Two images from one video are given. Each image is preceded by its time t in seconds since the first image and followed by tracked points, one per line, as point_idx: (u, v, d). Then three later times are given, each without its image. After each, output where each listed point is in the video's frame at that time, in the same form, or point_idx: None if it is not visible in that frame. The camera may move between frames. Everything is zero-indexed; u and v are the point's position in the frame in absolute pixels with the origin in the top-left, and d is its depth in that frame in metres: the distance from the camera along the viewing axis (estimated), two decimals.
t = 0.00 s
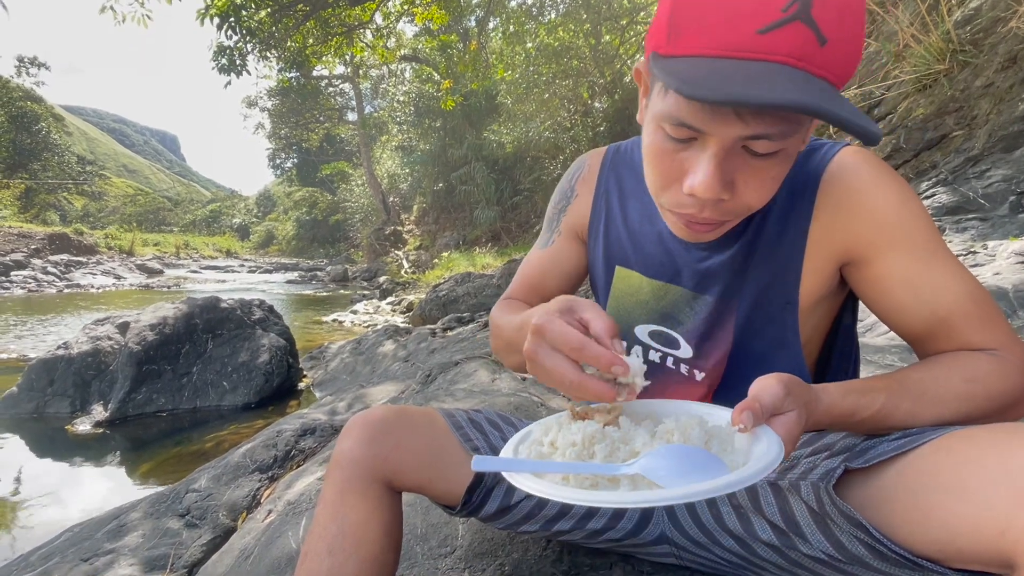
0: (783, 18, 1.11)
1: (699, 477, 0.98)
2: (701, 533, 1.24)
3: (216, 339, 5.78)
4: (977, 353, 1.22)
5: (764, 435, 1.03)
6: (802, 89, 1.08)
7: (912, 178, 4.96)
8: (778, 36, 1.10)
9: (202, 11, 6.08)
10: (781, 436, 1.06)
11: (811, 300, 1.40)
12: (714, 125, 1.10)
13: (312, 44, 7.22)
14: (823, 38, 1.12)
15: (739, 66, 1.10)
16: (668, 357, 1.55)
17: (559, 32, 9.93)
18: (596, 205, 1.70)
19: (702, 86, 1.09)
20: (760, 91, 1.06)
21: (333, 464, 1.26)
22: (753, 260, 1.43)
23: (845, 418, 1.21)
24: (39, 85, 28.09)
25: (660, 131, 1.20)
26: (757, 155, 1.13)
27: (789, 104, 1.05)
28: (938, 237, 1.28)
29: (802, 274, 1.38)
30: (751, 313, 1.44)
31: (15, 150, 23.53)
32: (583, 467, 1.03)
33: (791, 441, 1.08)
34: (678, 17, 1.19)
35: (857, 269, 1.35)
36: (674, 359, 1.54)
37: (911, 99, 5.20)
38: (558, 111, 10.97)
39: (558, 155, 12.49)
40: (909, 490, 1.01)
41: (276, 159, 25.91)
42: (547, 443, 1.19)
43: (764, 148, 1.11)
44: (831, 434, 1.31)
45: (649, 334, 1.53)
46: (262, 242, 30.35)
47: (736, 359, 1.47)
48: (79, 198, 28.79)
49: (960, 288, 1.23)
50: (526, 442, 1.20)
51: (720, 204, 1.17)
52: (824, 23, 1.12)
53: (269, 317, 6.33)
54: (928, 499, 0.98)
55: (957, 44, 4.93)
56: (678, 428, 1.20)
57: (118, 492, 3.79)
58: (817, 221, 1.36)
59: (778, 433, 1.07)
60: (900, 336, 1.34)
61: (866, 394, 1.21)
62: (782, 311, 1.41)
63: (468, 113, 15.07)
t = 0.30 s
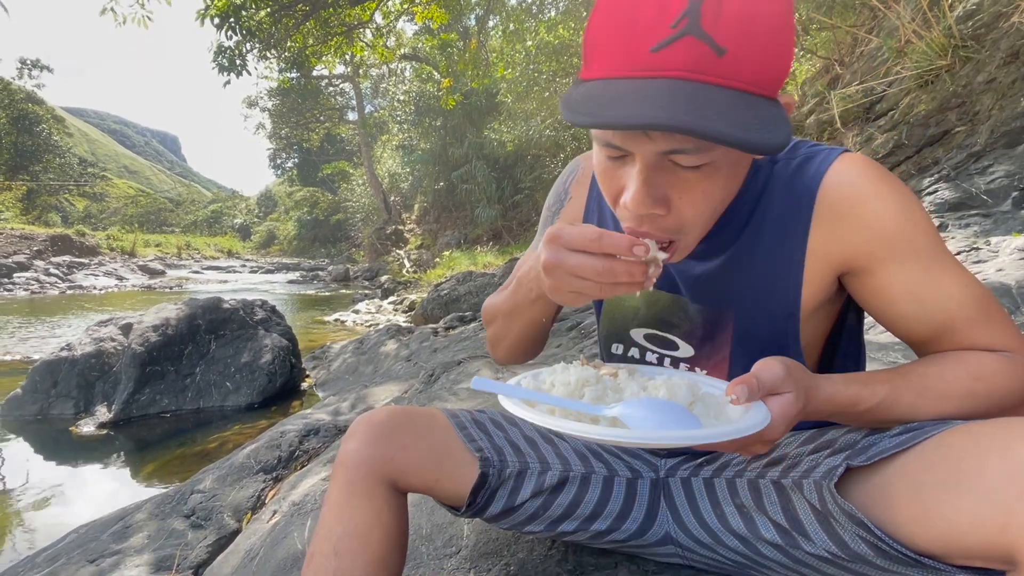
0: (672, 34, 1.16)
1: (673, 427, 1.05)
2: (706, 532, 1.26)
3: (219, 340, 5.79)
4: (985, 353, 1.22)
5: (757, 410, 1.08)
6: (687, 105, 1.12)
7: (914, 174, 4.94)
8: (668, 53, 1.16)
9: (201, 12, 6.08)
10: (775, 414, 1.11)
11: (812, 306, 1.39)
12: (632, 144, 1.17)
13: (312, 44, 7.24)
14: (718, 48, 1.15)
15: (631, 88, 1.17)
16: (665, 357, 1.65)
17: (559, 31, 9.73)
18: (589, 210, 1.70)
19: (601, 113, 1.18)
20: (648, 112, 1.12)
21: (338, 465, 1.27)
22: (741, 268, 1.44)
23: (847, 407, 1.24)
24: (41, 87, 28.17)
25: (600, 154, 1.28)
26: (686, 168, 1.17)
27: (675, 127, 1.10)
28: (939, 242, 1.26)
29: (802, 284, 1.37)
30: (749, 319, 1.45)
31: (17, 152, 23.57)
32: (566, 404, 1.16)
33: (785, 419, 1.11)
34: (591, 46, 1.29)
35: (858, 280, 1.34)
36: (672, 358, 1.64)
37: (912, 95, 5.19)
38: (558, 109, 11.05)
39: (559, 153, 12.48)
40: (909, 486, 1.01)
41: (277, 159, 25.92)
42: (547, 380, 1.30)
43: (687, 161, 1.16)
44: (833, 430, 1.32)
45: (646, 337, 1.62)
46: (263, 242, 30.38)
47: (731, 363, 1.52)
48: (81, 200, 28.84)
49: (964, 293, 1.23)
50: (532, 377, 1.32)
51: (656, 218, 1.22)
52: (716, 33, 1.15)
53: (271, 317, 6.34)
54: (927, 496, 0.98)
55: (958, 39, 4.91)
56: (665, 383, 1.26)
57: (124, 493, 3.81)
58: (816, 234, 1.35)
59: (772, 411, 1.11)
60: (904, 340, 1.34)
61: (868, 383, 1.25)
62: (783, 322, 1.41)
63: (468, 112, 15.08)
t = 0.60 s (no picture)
0: (642, 47, 1.16)
1: (662, 421, 1.06)
2: (707, 528, 1.26)
3: (221, 340, 5.80)
4: (984, 343, 1.22)
5: (750, 404, 1.08)
6: (651, 123, 1.11)
7: (915, 169, 4.94)
8: (639, 67, 1.16)
9: (200, 12, 6.07)
10: (767, 408, 1.10)
11: (807, 302, 1.39)
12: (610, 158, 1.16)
13: (311, 43, 7.23)
14: (689, 59, 1.14)
15: (603, 102, 1.18)
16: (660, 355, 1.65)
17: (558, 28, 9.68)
18: (578, 210, 1.71)
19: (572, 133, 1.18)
20: (617, 133, 1.12)
21: (340, 462, 1.27)
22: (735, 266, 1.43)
23: (843, 397, 1.24)
24: (42, 89, 28.18)
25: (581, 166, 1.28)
26: (664, 177, 1.16)
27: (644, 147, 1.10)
28: (936, 233, 1.26)
29: (798, 279, 1.37)
30: (746, 316, 1.46)
31: (18, 154, 23.60)
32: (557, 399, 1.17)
33: (777, 412, 1.11)
34: (565, 60, 1.29)
35: (856, 274, 1.34)
36: (667, 356, 1.64)
37: (913, 90, 5.18)
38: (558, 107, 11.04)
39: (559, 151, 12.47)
40: (907, 477, 1.01)
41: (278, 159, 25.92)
42: (540, 375, 1.32)
43: (667, 173, 1.15)
44: (831, 424, 1.32)
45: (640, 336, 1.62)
46: (264, 242, 30.39)
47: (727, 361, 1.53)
48: (82, 201, 28.87)
49: (962, 284, 1.23)
50: (526, 371, 1.34)
51: (639, 230, 1.21)
52: (686, 45, 1.14)
53: (273, 317, 6.34)
54: (924, 487, 0.98)
55: (958, 33, 4.90)
56: (657, 378, 1.27)
57: (127, 493, 3.81)
58: (812, 229, 1.34)
59: (764, 405, 1.11)
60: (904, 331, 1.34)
61: (865, 374, 1.26)
62: (779, 319, 1.41)
63: (469, 111, 15.08)
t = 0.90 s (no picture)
0: (702, 62, 1.12)
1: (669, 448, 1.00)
2: (707, 526, 1.25)
3: (222, 341, 5.81)
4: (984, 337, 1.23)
5: (751, 416, 1.05)
6: (725, 149, 1.08)
7: (915, 166, 4.93)
8: (699, 82, 1.12)
9: (199, 13, 6.05)
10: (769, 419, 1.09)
11: (807, 295, 1.41)
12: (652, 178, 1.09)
13: (311, 44, 7.23)
14: (749, 75, 1.12)
15: (663, 122, 1.13)
16: (659, 353, 1.62)
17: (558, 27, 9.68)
18: (578, 202, 1.70)
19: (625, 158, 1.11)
20: (683, 159, 1.07)
21: (339, 462, 1.27)
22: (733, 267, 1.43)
23: (842, 400, 1.24)
24: (41, 91, 28.17)
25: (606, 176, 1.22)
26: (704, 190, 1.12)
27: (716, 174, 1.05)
28: (934, 225, 1.28)
29: (798, 273, 1.39)
30: (745, 310, 1.47)
31: (18, 157, 23.60)
32: (558, 420, 1.08)
33: (780, 422, 1.11)
34: (604, 67, 1.23)
35: (853, 264, 1.36)
36: (666, 354, 1.62)
37: (913, 87, 5.17)
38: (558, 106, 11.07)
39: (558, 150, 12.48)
40: (908, 474, 1.01)
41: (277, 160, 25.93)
42: (539, 394, 1.24)
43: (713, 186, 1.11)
44: (831, 420, 1.32)
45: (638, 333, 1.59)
46: (265, 243, 30.41)
47: (727, 354, 1.53)
48: (82, 203, 28.90)
49: (962, 275, 1.24)
50: (523, 390, 1.25)
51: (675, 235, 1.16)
52: (745, 60, 1.12)
53: (274, 317, 6.35)
54: (925, 483, 0.98)
55: (958, 29, 4.89)
56: (659, 396, 1.19)
57: (128, 494, 3.81)
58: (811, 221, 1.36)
59: (765, 416, 1.10)
60: (902, 324, 1.36)
61: (865, 375, 1.25)
62: (777, 312, 1.43)
63: (468, 110, 15.09)
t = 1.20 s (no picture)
0: (747, 47, 1.09)
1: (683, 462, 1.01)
2: (711, 526, 1.25)
3: (223, 343, 5.81)
4: (984, 338, 1.23)
5: (764, 422, 1.06)
6: (763, 130, 1.07)
7: (915, 164, 4.93)
8: (743, 67, 1.10)
9: (199, 16, 6.04)
10: (781, 425, 1.09)
11: (814, 289, 1.43)
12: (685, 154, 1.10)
13: (310, 45, 7.23)
14: (791, 63, 1.10)
15: (703, 103, 1.11)
16: (666, 345, 1.64)
17: (556, 27, 9.74)
18: (589, 195, 1.72)
19: (663, 132, 1.10)
20: (721, 137, 1.06)
21: (342, 464, 1.27)
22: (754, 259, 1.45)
23: (850, 402, 1.24)
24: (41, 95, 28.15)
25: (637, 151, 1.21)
26: (730, 175, 1.13)
27: (753, 154, 1.05)
28: (939, 223, 1.30)
29: (806, 266, 1.41)
30: (753, 304, 1.49)
31: (18, 160, 23.60)
32: (572, 430, 1.08)
33: (790, 427, 1.10)
34: (644, 44, 1.18)
35: (859, 257, 1.39)
36: (673, 347, 1.63)
37: (913, 85, 5.18)
38: (557, 106, 11.11)
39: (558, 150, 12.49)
40: (914, 476, 1.01)
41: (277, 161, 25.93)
42: (549, 401, 1.23)
43: (739, 170, 1.12)
44: (835, 421, 1.32)
45: (646, 326, 1.61)
46: (266, 245, 30.42)
47: (734, 348, 1.54)
48: (82, 206, 28.88)
49: (964, 272, 1.25)
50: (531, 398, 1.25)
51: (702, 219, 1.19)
52: (790, 48, 1.10)
53: (275, 319, 6.36)
54: (931, 484, 0.98)
55: (956, 27, 4.91)
56: (673, 405, 1.19)
57: (131, 497, 3.81)
58: (820, 215, 1.39)
59: (777, 421, 1.10)
60: (905, 321, 1.37)
61: (871, 378, 1.25)
62: (784, 304, 1.45)
63: (467, 111, 15.10)
